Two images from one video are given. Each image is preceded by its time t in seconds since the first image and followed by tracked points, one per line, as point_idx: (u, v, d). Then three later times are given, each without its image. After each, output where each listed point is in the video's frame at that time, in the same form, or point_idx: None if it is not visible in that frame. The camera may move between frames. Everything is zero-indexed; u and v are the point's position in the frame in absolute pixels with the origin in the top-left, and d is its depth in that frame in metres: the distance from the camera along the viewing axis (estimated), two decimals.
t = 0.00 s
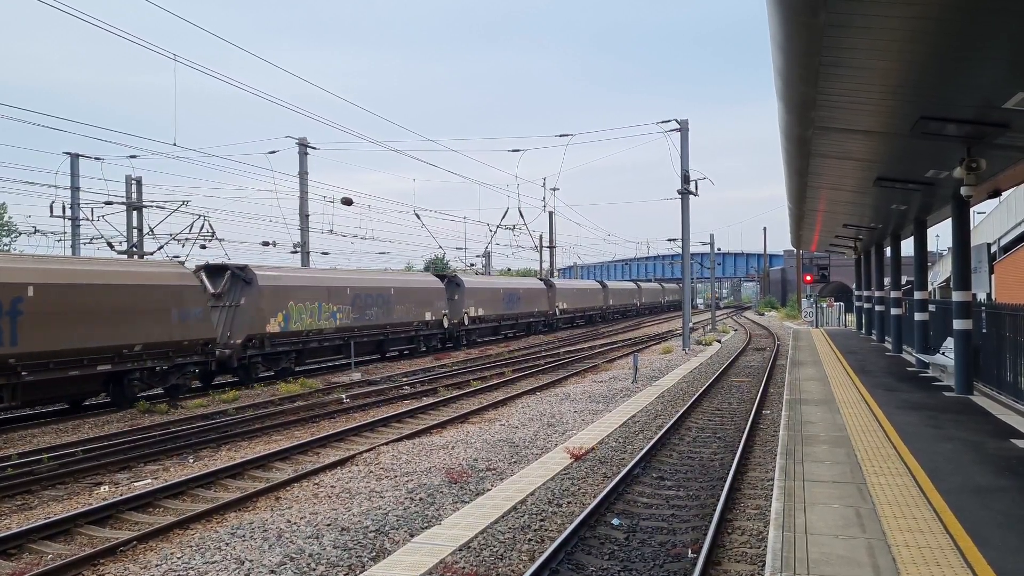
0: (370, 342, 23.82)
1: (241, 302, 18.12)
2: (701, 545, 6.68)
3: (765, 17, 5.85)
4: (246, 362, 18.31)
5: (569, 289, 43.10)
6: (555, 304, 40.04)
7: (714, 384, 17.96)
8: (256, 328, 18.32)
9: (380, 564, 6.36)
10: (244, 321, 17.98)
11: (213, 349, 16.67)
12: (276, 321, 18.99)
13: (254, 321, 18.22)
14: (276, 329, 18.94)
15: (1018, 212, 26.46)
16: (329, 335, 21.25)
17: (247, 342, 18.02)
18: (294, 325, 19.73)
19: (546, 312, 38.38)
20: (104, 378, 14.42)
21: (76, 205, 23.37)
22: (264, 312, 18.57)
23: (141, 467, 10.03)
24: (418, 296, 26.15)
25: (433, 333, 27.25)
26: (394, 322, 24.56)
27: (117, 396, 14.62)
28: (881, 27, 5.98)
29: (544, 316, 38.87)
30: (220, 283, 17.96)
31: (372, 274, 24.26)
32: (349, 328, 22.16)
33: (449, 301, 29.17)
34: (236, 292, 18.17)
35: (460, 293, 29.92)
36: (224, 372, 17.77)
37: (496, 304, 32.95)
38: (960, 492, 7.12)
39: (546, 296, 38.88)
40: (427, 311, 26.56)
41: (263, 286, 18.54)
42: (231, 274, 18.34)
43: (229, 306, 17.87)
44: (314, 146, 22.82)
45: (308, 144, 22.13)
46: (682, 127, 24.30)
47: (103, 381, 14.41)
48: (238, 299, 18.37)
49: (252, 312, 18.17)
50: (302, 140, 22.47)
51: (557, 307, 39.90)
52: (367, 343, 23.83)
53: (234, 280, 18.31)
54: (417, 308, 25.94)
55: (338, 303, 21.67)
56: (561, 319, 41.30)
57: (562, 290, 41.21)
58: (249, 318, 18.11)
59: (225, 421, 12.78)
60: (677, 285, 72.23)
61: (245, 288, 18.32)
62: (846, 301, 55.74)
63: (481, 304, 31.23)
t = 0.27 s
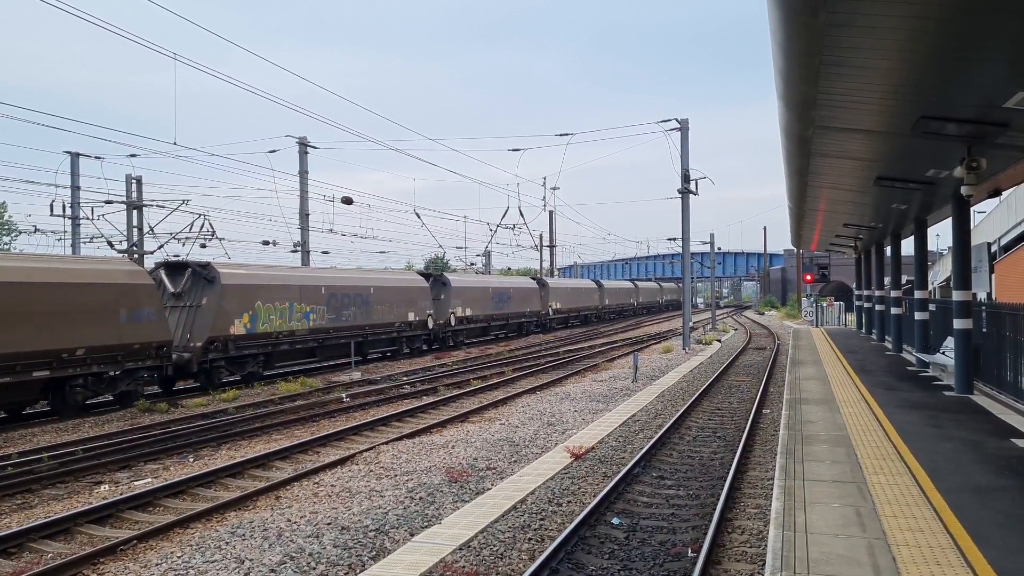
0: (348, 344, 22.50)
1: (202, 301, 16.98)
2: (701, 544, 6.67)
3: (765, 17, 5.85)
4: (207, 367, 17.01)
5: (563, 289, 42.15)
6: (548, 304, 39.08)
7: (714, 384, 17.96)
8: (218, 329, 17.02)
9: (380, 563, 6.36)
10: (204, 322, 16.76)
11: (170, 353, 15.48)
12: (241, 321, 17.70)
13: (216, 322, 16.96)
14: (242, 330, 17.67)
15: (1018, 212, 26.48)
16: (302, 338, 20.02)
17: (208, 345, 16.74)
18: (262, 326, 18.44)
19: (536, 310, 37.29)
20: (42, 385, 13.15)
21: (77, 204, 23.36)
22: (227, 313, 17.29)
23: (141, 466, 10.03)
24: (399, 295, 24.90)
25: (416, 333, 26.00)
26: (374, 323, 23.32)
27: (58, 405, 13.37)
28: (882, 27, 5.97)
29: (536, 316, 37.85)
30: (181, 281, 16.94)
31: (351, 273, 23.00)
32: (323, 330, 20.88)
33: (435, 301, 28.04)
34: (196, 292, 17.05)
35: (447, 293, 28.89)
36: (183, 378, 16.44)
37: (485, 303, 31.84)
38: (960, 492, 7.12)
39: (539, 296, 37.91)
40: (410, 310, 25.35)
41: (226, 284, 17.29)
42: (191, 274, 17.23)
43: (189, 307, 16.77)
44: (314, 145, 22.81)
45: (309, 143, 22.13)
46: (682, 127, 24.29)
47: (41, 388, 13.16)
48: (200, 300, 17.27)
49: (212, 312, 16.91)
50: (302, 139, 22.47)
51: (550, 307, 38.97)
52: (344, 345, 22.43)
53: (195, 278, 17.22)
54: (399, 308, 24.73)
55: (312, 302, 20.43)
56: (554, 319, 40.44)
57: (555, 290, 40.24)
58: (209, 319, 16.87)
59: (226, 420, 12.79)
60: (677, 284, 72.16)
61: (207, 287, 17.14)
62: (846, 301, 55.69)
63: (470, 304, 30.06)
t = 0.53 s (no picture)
0: (325, 347, 21.35)
1: (158, 301, 16.03)
2: (701, 544, 6.67)
3: (766, 16, 5.84)
4: (164, 372, 15.94)
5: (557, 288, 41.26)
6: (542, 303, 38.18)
7: (715, 383, 17.98)
8: (174, 331, 15.99)
9: (380, 562, 6.35)
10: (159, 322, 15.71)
11: (119, 356, 14.49)
12: (202, 322, 16.67)
13: (172, 323, 15.90)
14: (202, 332, 16.59)
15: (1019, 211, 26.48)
16: (272, 340, 18.92)
17: (164, 348, 15.70)
18: (225, 328, 17.31)
19: (528, 309, 36.22)
20: None
21: (78, 203, 23.36)
22: (185, 313, 16.23)
23: (142, 465, 10.04)
24: (380, 293, 23.77)
25: (399, 334, 24.92)
26: (352, 324, 22.18)
27: None
28: (883, 26, 5.97)
29: (529, 315, 36.94)
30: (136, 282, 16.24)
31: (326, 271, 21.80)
32: (295, 331, 19.73)
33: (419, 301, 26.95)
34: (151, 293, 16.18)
35: (432, 293, 27.76)
36: (132, 384, 15.34)
37: (472, 303, 30.66)
38: (961, 491, 7.11)
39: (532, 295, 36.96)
40: (392, 311, 24.23)
41: (184, 283, 16.20)
42: (148, 274, 16.34)
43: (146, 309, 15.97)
44: (315, 145, 22.82)
45: (310, 142, 22.14)
46: (683, 126, 24.27)
47: None
48: (158, 299, 16.35)
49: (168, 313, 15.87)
50: (303, 139, 22.47)
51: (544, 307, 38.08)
52: (319, 348, 21.18)
53: (152, 277, 16.24)
54: (380, 308, 23.61)
55: (283, 303, 19.28)
56: (547, 319, 39.44)
57: (550, 290, 39.19)
58: (165, 320, 15.90)
59: (226, 419, 12.80)
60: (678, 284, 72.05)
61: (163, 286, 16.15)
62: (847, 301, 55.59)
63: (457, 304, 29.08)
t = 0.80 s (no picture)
0: (296, 350, 20.06)
1: (106, 301, 14.69)
2: (701, 543, 6.67)
3: (767, 16, 5.84)
4: (112, 379, 14.56)
5: (549, 288, 40.62)
6: (533, 303, 37.49)
7: (715, 382, 18.04)
8: (124, 333, 14.64)
9: (380, 561, 6.36)
10: (107, 325, 14.42)
11: (58, 362, 13.05)
12: (155, 324, 15.33)
13: (121, 325, 14.55)
14: (155, 335, 15.28)
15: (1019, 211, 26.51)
16: (237, 343, 17.60)
17: (111, 352, 14.38)
18: (181, 330, 16.00)
19: (518, 309, 35.32)
20: None
21: (77, 203, 23.35)
22: (136, 314, 14.91)
23: (142, 464, 10.04)
24: (359, 293, 22.66)
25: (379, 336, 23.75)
26: (327, 326, 20.89)
27: None
28: (883, 25, 5.97)
29: (521, 315, 36.21)
30: (83, 279, 14.84)
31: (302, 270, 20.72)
32: (263, 334, 18.44)
33: (401, 300, 26.26)
34: (97, 293, 14.80)
35: (415, 292, 26.90)
36: (74, 393, 13.88)
37: (457, 303, 29.80)
38: (960, 490, 7.12)
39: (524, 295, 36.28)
40: (372, 311, 23.13)
41: (135, 281, 14.94)
42: (94, 272, 14.96)
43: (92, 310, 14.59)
44: (315, 144, 22.81)
45: (309, 142, 22.14)
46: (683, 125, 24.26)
47: None
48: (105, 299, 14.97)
49: (116, 313, 14.54)
50: (303, 138, 22.47)
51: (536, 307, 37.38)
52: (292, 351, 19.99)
53: (99, 276, 14.96)
54: (360, 308, 22.51)
55: (248, 303, 18.00)
56: (539, 319, 38.67)
57: (542, 289, 38.32)
58: (113, 321, 14.54)
59: (226, 418, 12.81)
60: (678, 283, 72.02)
61: (112, 285, 14.84)
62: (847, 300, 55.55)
63: (442, 303, 28.35)
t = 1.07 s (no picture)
0: (264, 352, 18.69)
1: (44, 301, 13.10)
2: (701, 541, 6.68)
3: (767, 15, 5.84)
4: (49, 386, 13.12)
5: (541, 287, 40.02)
6: (524, 303, 36.83)
7: (714, 380, 18.10)
8: (62, 338, 13.07)
9: (380, 560, 6.36)
10: (43, 326, 12.88)
11: None
12: (99, 327, 13.81)
13: (61, 327, 13.04)
14: (100, 338, 13.80)
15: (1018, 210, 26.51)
16: (195, 346, 16.15)
17: (49, 358, 12.89)
18: (130, 333, 14.46)
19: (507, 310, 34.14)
20: None
21: (77, 202, 23.34)
22: (78, 316, 13.37)
23: (142, 463, 10.04)
24: (336, 292, 21.21)
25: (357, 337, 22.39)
26: (298, 327, 19.39)
27: None
28: (883, 24, 5.97)
29: (510, 315, 35.46)
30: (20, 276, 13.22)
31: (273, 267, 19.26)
32: (226, 337, 17.00)
33: (381, 300, 24.42)
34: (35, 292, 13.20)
35: (398, 291, 25.21)
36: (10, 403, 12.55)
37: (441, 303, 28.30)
38: (960, 489, 7.12)
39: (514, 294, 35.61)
40: (349, 311, 21.70)
41: (77, 280, 13.35)
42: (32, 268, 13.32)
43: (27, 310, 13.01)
44: (315, 143, 22.80)
45: (309, 141, 22.13)
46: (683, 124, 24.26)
47: None
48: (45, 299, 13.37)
49: (54, 315, 12.97)
50: (302, 137, 22.45)
51: (526, 306, 36.64)
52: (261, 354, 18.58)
53: (38, 273, 13.34)
54: (337, 308, 21.08)
55: (208, 303, 16.50)
56: (530, 319, 37.89)
57: (533, 288, 37.47)
58: (51, 324, 12.96)
59: (226, 417, 12.81)
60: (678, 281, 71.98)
61: (52, 284, 13.24)
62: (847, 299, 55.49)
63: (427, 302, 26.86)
